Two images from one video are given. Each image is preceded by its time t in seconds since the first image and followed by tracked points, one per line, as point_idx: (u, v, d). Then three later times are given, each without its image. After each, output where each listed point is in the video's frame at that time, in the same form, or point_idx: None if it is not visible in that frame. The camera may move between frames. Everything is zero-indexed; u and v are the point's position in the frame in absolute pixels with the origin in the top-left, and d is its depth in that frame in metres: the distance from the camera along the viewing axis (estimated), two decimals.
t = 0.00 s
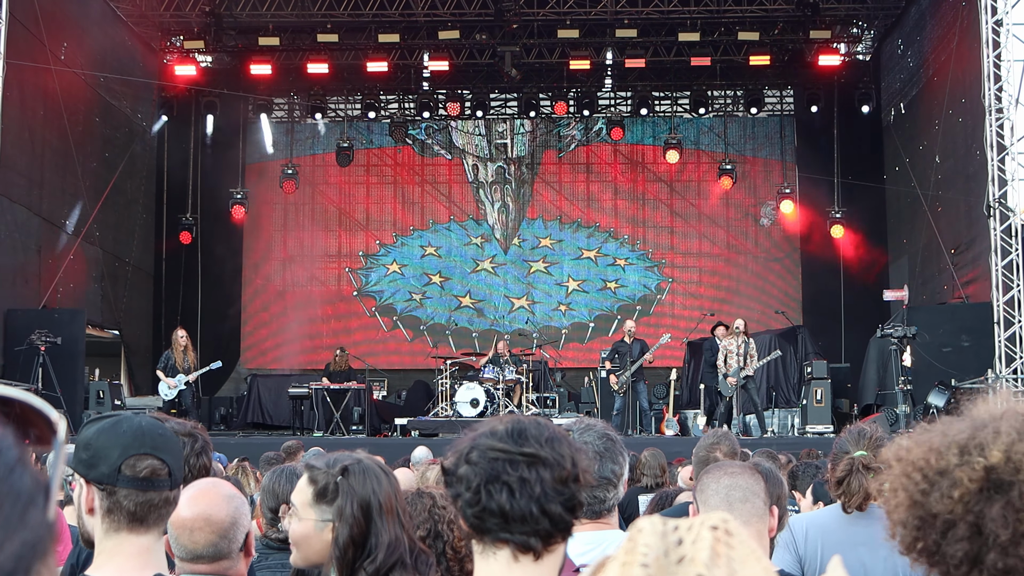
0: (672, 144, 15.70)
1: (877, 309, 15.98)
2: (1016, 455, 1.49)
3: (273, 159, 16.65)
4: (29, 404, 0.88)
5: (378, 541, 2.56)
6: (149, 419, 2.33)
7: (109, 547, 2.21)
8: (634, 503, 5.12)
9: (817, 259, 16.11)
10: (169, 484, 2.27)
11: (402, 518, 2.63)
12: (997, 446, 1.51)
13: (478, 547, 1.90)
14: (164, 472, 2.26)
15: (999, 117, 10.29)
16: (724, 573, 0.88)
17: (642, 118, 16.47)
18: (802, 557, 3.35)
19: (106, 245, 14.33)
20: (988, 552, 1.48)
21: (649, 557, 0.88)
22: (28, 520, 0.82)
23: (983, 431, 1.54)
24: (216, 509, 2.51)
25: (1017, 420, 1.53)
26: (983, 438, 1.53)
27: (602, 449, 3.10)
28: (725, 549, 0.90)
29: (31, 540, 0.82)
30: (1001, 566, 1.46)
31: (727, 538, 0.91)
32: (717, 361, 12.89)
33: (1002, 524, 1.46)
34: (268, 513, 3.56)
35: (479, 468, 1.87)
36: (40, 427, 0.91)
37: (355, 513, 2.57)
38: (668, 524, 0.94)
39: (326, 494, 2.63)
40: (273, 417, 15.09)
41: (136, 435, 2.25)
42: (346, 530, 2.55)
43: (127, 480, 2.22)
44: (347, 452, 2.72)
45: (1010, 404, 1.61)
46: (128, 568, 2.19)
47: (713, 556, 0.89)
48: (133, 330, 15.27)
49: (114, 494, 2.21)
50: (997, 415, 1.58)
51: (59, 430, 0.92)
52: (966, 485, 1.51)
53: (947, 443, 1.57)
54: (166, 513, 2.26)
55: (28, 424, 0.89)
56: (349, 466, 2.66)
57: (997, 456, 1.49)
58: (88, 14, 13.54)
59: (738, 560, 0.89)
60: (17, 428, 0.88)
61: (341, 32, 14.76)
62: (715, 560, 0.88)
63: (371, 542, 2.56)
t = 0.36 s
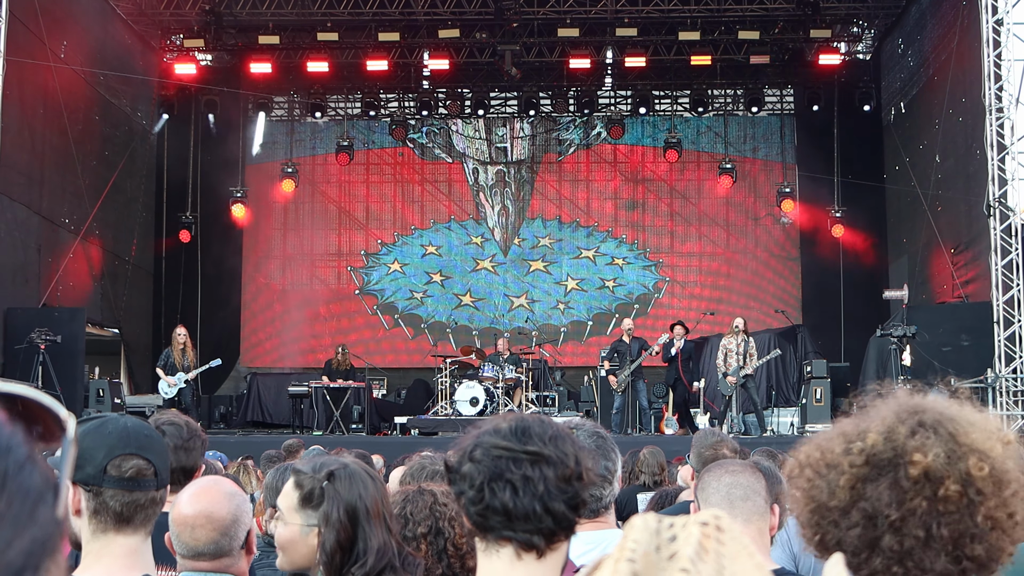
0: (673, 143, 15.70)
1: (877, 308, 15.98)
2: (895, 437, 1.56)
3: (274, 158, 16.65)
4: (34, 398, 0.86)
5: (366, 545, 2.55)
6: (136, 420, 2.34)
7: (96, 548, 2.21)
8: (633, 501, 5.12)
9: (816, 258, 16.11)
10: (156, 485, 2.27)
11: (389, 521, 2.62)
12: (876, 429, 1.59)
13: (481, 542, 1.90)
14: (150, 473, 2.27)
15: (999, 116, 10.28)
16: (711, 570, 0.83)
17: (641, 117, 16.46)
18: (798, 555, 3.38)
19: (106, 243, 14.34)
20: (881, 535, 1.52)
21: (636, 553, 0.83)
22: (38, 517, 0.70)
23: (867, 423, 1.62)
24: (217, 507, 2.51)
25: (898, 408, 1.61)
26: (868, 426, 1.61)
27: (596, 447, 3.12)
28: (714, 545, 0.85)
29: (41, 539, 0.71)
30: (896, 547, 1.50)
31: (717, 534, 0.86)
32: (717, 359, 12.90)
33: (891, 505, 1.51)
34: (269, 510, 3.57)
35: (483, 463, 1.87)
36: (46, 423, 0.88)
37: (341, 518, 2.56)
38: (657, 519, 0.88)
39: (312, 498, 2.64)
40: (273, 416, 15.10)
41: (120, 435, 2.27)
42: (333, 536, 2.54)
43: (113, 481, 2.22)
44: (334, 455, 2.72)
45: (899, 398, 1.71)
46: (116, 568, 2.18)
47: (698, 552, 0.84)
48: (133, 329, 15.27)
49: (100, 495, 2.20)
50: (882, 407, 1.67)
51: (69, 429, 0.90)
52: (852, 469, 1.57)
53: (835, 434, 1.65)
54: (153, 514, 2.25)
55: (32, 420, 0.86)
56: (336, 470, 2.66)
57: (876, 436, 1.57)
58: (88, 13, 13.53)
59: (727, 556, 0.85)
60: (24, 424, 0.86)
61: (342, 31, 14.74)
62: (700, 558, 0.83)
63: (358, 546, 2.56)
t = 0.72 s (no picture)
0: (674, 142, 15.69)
1: (877, 307, 15.97)
2: (848, 466, 1.55)
3: (275, 157, 16.66)
4: (44, 395, 0.86)
5: (311, 571, 2.32)
6: (137, 419, 2.34)
7: (96, 548, 2.20)
8: (634, 500, 5.13)
9: (817, 257, 16.11)
10: (156, 484, 2.28)
11: (336, 542, 2.37)
12: (828, 459, 1.57)
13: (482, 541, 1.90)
14: (150, 472, 2.27)
15: (1000, 115, 10.29)
16: (707, 569, 0.83)
17: (643, 116, 16.46)
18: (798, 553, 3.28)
19: (107, 242, 14.35)
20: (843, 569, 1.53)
21: (635, 549, 0.82)
22: (50, 513, 0.71)
23: (821, 444, 1.61)
24: (219, 504, 2.51)
25: (849, 431, 1.59)
26: (821, 450, 1.60)
27: (600, 446, 3.11)
28: (712, 543, 0.84)
29: (52, 535, 0.71)
30: None
31: (716, 532, 0.85)
32: (718, 358, 12.90)
33: (851, 537, 1.53)
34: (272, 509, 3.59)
35: (484, 464, 1.87)
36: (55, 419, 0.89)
37: (281, 544, 2.30)
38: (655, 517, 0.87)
39: (254, 525, 2.35)
40: (273, 414, 15.13)
41: (122, 435, 2.26)
42: (272, 564, 2.29)
43: (113, 480, 2.22)
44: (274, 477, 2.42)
45: (848, 400, 1.69)
46: (116, 568, 2.18)
47: (696, 550, 0.83)
48: (134, 327, 15.27)
49: (100, 495, 2.21)
50: (833, 419, 1.64)
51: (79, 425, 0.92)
52: (809, 504, 1.57)
53: (790, 461, 1.64)
54: (153, 513, 2.26)
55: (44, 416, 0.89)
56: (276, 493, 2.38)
57: (828, 470, 1.56)
58: (90, 11, 13.53)
59: (725, 555, 0.85)
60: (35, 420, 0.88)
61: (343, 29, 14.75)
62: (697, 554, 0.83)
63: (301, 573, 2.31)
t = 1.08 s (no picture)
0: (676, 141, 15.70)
1: (879, 305, 15.96)
2: (917, 469, 1.48)
3: (276, 154, 16.67)
4: (52, 391, 0.87)
5: None
6: (142, 416, 2.33)
7: (100, 546, 2.21)
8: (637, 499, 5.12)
9: (819, 255, 16.09)
10: (160, 482, 2.28)
11: (309, 555, 2.34)
12: (896, 463, 1.50)
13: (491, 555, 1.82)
14: (155, 469, 2.28)
15: (1002, 113, 10.28)
16: (708, 564, 0.77)
17: (644, 114, 16.46)
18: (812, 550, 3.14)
19: (109, 238, 14.36)
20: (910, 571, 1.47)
21: (632, 543, 0.78)
22: (55, 505, 0.67)
23: (884, 445, 1.53)
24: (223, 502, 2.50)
25: (913, 432, 1.52)
26: (885, 451, 1.52)
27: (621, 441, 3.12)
28: (712, 535, 0.79)
29: (59, 527, 0.68)
30: None
31: (717, 526, 0.80)
32: (719, 356, 12.90)
33: (918, 541, 1.46)
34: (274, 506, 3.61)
35: (493, 488, 1.74)
36: (60, 414, 0.90)
37: (254, 559, 2.28)
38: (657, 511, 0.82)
39: (230, 539, 2.34)
40: (275, 411, 15.13)
41: (127, 432, 2.26)
42: None
43: (118, 477, 2.22)
44: (249, 487, 2.38)
45: (899, 397, 1.62)
46: (121, 564, 2.19)
47: (695, 544, 0.78)
48: (136, 324, 15.26)
49: (105, 491, 2.21)
50: (893, 417, 1.57)
51: (84, 420, 0.92)
52: (875, 507, 1.49)
53: (851, 463, 1.56)
54: (158, 509, 2.27)
55: (51, 408, 0.88)
56: (251, 505, 2.35)
57: (893, 473, 1.49)
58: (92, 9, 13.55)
59: (726, 549, 0.79)
60: (41, 411, 0.87)
61: (345, 27, 14.77)
62: (693, 547, 0.78)
63: None
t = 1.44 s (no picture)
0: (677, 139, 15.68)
1: (880, 304, 15.97)
2: (1004, 440, 1.67)
3: (278, 152, 16.67)
4: (50, 385, 0.88)
5: None
6: (142, 413, 2.35)
7: (100, 543, 2.22)
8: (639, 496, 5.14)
9: (820, 253, 16.09)
10: (161, 480, 2.29)
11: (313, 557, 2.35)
12: (984, 431, 1.69)
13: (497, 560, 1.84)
14: (156, 467, 2.29)
15: (1003, 112, 10.27)
16: (716, 559, 0.71)
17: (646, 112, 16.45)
18: (821, 545, 3.16)
19: (110, 236, 14.36)
20: (987, 535, 1.64)
21: (643, 538, 0.73)
22: (50, 500, 0.67)
23: (968, 421, 1.74)
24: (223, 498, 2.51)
25: (996, 411, 1.72)
26: (971, 425, 1.72)
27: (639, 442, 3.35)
28: (723, 532, 0.71)
29: (53, 522, 0.68)
30: (1001, 548, 1.62)
31: (727, 521, 0.72)
32: (720, 354, 12.89)
33: (998, 508, 1.63)
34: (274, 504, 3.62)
35: (504, 498, 1.74)
36: (57, 408, 0.89)
37: (258, 559, 2.29)
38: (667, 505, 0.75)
39: (236, 538, 2.33)
40: (276, 409, 15.15)
41: (128, 429, 2.27)
42: None
43: (119, 474, 2.23)
44: (257, 487, 2.39)
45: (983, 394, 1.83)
46: (121, 562, 2.19)
47: (706, 539, 0.71)
48: (137, 321, 15.26)
49: (105, 489, 2.22)
50: (979, 403, 1.78)
51: (81, 413, 0.92)
52: (961, 471, 1.68)
53: (936, 434, 1.76)
54: (158, 507, 2.27)
55: (48, 403, 0.88)
56: (258, 505, 2.35)
57: (982, 442, 1.68)
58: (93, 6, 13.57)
59: (737, 545, 0.71)
60: (38, 407, 0.87)
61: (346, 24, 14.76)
62: (704, 544, 0.71)
63: None
